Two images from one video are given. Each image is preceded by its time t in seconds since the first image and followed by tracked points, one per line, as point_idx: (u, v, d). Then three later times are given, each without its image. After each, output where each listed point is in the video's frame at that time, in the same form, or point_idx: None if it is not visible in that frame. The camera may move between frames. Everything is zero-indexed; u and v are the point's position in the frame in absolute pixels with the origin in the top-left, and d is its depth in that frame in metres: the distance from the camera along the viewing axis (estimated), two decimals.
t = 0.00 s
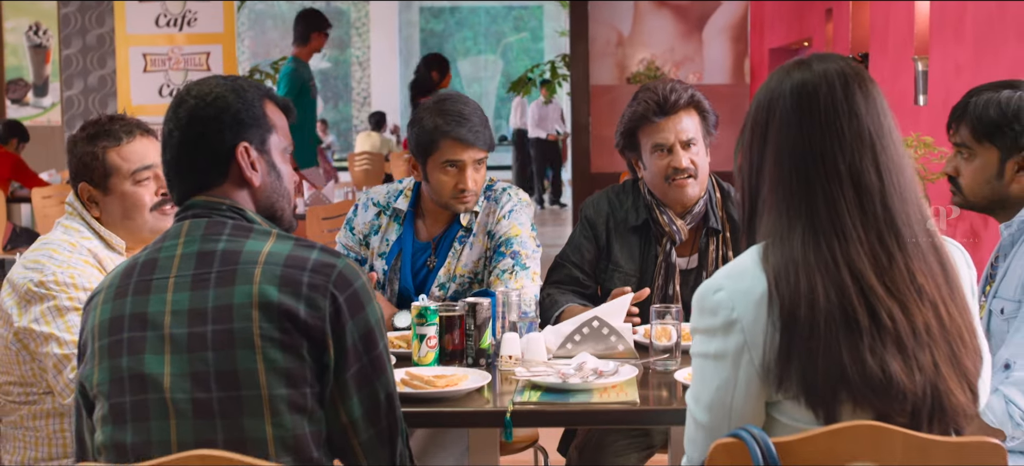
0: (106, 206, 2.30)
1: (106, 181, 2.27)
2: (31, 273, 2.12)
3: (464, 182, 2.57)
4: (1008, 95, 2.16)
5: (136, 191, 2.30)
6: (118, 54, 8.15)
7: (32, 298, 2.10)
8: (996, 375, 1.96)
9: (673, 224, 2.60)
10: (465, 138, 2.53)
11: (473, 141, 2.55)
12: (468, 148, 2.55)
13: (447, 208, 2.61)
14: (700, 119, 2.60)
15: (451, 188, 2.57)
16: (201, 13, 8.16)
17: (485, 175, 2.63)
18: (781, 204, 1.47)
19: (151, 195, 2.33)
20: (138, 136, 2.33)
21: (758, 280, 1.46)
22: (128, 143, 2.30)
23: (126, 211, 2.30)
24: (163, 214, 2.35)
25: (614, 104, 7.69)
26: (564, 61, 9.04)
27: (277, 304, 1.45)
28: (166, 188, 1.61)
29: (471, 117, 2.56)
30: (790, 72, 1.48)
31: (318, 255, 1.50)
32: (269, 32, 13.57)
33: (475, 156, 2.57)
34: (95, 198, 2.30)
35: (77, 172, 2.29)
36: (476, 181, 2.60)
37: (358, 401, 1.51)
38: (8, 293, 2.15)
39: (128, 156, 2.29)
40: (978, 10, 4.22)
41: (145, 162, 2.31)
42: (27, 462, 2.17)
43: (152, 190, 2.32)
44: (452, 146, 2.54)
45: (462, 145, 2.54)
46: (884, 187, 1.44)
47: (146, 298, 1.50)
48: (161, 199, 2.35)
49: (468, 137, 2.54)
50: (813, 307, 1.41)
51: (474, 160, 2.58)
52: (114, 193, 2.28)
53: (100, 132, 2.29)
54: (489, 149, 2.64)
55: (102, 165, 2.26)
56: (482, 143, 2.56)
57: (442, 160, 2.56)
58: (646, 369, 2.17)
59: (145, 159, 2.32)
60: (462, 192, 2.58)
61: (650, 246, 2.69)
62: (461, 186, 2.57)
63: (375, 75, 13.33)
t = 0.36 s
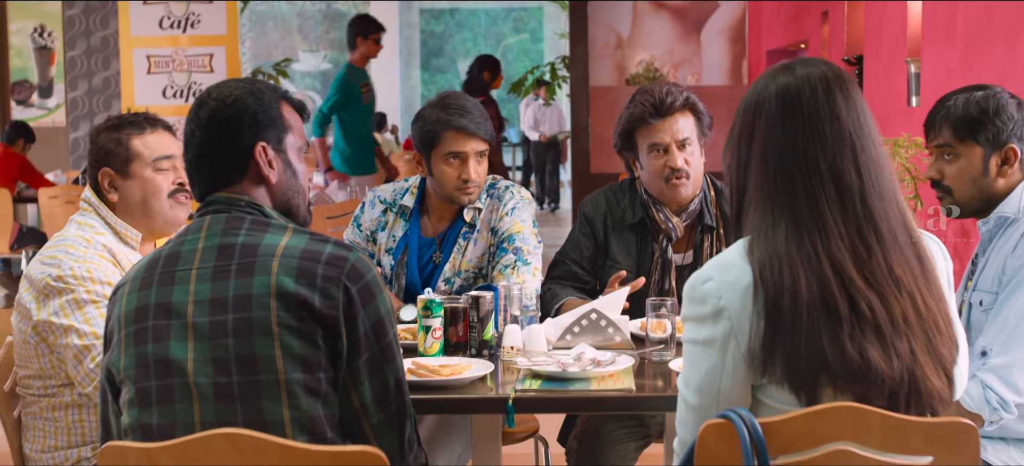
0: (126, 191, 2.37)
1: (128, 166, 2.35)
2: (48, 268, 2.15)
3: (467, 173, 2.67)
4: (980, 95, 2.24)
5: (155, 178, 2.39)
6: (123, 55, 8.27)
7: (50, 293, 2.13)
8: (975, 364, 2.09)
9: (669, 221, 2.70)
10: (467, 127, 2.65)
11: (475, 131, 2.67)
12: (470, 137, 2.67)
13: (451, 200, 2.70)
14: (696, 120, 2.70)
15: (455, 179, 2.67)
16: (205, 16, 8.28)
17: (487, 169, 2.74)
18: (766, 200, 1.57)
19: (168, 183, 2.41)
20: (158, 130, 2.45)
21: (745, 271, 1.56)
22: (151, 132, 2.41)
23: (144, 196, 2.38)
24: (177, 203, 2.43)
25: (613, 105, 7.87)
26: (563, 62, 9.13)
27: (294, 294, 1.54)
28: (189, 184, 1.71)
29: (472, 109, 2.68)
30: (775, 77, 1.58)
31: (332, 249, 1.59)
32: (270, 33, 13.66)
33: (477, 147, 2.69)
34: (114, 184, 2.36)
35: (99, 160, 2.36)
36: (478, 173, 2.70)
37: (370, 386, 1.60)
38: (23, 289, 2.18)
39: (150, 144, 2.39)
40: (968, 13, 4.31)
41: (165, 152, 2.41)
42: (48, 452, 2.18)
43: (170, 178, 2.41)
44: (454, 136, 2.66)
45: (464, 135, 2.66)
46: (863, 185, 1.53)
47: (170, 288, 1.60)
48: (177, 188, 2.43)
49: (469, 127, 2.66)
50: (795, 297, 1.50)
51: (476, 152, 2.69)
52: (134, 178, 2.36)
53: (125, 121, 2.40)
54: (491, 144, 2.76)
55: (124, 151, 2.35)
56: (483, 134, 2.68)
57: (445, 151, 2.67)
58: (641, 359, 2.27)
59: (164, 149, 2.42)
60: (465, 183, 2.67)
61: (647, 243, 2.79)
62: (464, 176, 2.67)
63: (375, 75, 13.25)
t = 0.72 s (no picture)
0: (152, 195, 2.47)
1: (152, 171, 2.45)
2: (71, 263, 2.25)
3: (472, 165, 2.77)
4: (961, 94, 2.34)
5: (179, 181, 2.50)
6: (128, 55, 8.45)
7: (73, 287, 2.22)
8: (957, 354, 2.18)
9: (667, 219, 2.79)
10: (471, 119, 2.75)
11: (479, 124, 2.77)
12: (474, 130, 2.77)
13: (457, 193, 2.79)
14: (693, 121, 2.79)
15: (460, 171, 2.77)
16: (210, 17, 8.44)
17: (491, 163, 2.83)
18: (754, 197, 1.66)
19: (190, 184, 2.53)
20: (175, 131, 2.53)
21: (734, 263, 1.64)
22: (171, 135, 2.50)
23: (172, 199, 2.49)
24: (199, 204, 2.57)
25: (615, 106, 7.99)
26: (564, 64, 9.24)
27: (310, 284, 1.63)
28: (210, 181, 1.80)
29: (476, 104, 2.79)
30: (762, 79, 1.67)
31: (346, 242, 1.68)
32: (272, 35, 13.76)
33: (480, 140, 2.78)
34: (140, 189, 2.46)
35: (121, 167, 2.45)
36: (483, 166, 2.79)
37: (381, 373, 1.69)
38: (46, 283, 2.27)
39: (172, 148, 2.48)
40: (960, 15, 4.40)
41: (188, 156, 2.53)
42: (71, 438, 2.27)
43: (193, 179, 2.53)
44: (459, 128, 2.76)
45: (468, 128, 2.76)
46: (845, 182, 1.63)
47: (193, 279, 1.69)
48: (200, 187, 2.57)
49: (473, 120, 2.76)
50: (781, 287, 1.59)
51: (480, 145, 2.78)
52: (159, 182, 2.46)
53: (143, 127, 2.47)
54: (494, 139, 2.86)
55: (149, 157, 2.45)
56: (487, 126, 2.78)
57: (450, 145, 2.77)
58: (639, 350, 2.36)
59: (187, 152, 2.53)
60: (470, 175, 2.77)
61: (645, 239, 2.88)
62: (469, 169, 2.77)
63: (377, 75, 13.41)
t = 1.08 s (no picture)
0: (169, 192, 2.57)
1: (170, 170, 2.56)
2: (93, 256, 2.35)
3: (477, 157, 2.88)
4: (947, 98, 2.43)
5: (195, 180, 2.60)
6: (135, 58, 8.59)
7: (95, 279, 2.32)
8: (941, 347, 2.27)
9: (666, 217, 2.88)
10: (476, 113, 2.91)
11: (483, 116, 2.92)
12: (478, 123, 2.92)
13: (463, 186, 2.89)
14: (690, 123, 2.89)
15: (466, 164, 2.87)
16: (215, 19, 8.64)
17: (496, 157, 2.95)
18: (747, 193, 1.75)
19: (206, 183, 2.63)
20: (191, 132, 2.64)
21: (727, 258, 1.74)
22: (188, 136, 2.61)
23: (188, 197, 2.59)
24: (213, 202, 2.66)
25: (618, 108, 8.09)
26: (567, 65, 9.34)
27: (325, 276, 1.72)
28: (230, 178, 1.90)
29: (480, 101, 2.95)
30: (754, 81, 1.77)
31: (359, 237, 1.76)
32: (275, 35, 13.82)
33: (485, 133, 2.92)
34: (157, 187, 2.56)
35: (139, 166, 2.55)
36: (488, 159, 2.91)
37: (392, 359, 1.79)
38: (69, 276, 2.37)
39: (189, 149, 2.59)
40: (953, 19, 4.51)
41: (205, 156, 2.63)
42: (93, 426, 2.37)
43: (208, 179, 2.63)
44: (464, 122, 2.91)
45: (473, 122, 2.92)
46: (832, 178, 1.72)
47: (214, 271, 1.77)
48: (214, 186, 2.66)
49: (478, 113, 2.92)
50: (773, 279, 1.68)
51: (485, 139, 2.92)
52: (177, 180, 2.57)
53: (161, 128, 2.58)
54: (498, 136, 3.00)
55: (167, 157, 2.55)
56: (491, 120, 2.94)
57: (456, 137, 2.90)
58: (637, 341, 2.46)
59: (202, 152, 2.63)
60: (476, 167, 2.88)
61: (644, 237, 2.97)
62: (474, 160, 2.88)
63: (380, 77, 13.53)
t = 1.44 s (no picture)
0: (187, 191, 2.67)
1: (188, 169, 2.67)
2: (119, 254, 2.45)
3: (482, 157, 2.98)
4: (941, 100, 2.52)
5: (213, 178, 2.71)
6: (145, 61, 9.14)
7: (120, 276, 2.42)
8: (931, 340, 2.35)
9: (668, 221, 3.00)
10: (483, 114, 3.00)
11: (488, 117, 3.01)
12: (483, 124, 3.01)
13: (470, 185, 2.99)
14: (693, 130, 2.98)
15: (471, 164, 2.97)
16: (225, 23, 9.09)
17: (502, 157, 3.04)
18: (744, 192, 1.85)
19: (223, 182, 2.73)
20: (212, 135, 2.76)
21: (726, 253, 1.84)
22: (208, 138, 2.73)
23: (205, 195, 2.69)
24: (230, 201, 2.76)
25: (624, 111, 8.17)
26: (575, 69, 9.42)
27: (344, 268, 1.83)
28: (253, 177, 2.00)
29: (487, 103, 3.05)
30: (750, 85, 1.87)
31: (375, 232, 1.86)
32: (281, 38, 13.90)
33: (490, 134, 3.02)
34: (176, 185, 2.67)
35: (160, 165, 2.68)
36: (493, 158, 3.00)
37: (407, 348, 1.89)
38: (96, 272, 2.47)
39: (207, 149, 2.70)
40: (950, 24, 4.60)
41: (223, 156, 2.74)
42: (118, 416, 2.47)
43: (225, 178, 2.73)
44: (470, 123, 3.01)
45: (479, 122, 3.01)
46: (824, 175, 1.82)
47: (238, 266, 1.87)
48: (231, 186, 2.76)
49: (485, 115, 3.01)
50: (769, 271, 1.78)
51: (490, 139, 3.01)
52: (195, 179, 2.68)
53: (183, 130, 2.71)
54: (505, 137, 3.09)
55: (186, 157, 2.67)
56: (496, 121, 3.03)
57: (462, 138, 3.00)
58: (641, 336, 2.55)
59: (220, 153, 2.74)
60: (481, 166, 2.97)
61: (647, 239, 3.07)
62: (480, 160, 2.97)
63: (386, 81, 13.66)
